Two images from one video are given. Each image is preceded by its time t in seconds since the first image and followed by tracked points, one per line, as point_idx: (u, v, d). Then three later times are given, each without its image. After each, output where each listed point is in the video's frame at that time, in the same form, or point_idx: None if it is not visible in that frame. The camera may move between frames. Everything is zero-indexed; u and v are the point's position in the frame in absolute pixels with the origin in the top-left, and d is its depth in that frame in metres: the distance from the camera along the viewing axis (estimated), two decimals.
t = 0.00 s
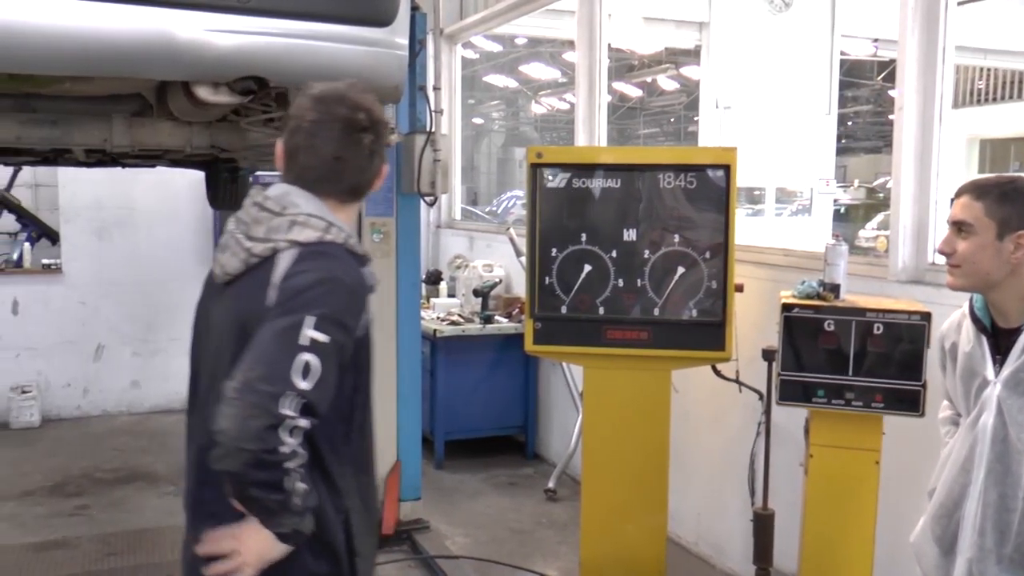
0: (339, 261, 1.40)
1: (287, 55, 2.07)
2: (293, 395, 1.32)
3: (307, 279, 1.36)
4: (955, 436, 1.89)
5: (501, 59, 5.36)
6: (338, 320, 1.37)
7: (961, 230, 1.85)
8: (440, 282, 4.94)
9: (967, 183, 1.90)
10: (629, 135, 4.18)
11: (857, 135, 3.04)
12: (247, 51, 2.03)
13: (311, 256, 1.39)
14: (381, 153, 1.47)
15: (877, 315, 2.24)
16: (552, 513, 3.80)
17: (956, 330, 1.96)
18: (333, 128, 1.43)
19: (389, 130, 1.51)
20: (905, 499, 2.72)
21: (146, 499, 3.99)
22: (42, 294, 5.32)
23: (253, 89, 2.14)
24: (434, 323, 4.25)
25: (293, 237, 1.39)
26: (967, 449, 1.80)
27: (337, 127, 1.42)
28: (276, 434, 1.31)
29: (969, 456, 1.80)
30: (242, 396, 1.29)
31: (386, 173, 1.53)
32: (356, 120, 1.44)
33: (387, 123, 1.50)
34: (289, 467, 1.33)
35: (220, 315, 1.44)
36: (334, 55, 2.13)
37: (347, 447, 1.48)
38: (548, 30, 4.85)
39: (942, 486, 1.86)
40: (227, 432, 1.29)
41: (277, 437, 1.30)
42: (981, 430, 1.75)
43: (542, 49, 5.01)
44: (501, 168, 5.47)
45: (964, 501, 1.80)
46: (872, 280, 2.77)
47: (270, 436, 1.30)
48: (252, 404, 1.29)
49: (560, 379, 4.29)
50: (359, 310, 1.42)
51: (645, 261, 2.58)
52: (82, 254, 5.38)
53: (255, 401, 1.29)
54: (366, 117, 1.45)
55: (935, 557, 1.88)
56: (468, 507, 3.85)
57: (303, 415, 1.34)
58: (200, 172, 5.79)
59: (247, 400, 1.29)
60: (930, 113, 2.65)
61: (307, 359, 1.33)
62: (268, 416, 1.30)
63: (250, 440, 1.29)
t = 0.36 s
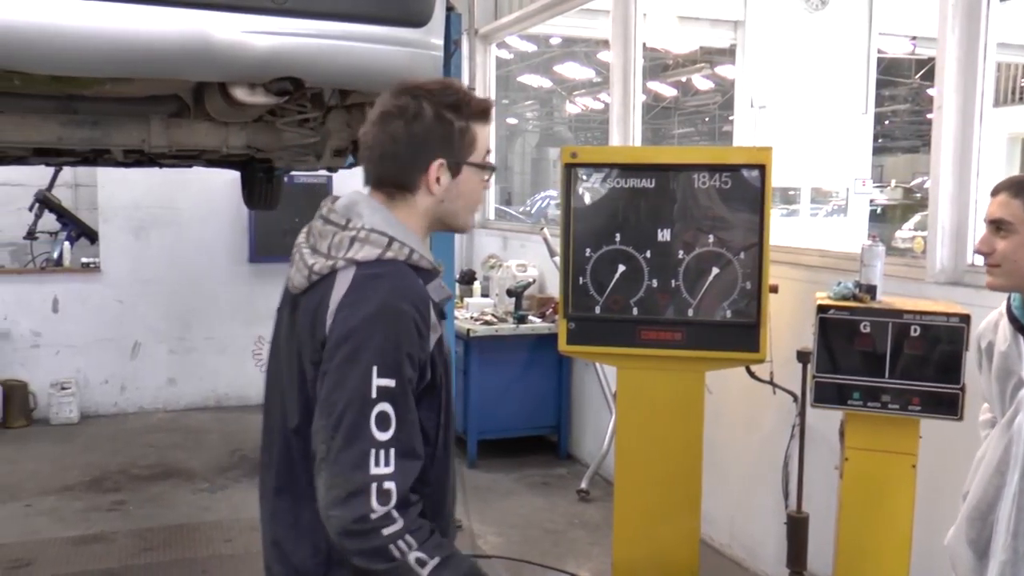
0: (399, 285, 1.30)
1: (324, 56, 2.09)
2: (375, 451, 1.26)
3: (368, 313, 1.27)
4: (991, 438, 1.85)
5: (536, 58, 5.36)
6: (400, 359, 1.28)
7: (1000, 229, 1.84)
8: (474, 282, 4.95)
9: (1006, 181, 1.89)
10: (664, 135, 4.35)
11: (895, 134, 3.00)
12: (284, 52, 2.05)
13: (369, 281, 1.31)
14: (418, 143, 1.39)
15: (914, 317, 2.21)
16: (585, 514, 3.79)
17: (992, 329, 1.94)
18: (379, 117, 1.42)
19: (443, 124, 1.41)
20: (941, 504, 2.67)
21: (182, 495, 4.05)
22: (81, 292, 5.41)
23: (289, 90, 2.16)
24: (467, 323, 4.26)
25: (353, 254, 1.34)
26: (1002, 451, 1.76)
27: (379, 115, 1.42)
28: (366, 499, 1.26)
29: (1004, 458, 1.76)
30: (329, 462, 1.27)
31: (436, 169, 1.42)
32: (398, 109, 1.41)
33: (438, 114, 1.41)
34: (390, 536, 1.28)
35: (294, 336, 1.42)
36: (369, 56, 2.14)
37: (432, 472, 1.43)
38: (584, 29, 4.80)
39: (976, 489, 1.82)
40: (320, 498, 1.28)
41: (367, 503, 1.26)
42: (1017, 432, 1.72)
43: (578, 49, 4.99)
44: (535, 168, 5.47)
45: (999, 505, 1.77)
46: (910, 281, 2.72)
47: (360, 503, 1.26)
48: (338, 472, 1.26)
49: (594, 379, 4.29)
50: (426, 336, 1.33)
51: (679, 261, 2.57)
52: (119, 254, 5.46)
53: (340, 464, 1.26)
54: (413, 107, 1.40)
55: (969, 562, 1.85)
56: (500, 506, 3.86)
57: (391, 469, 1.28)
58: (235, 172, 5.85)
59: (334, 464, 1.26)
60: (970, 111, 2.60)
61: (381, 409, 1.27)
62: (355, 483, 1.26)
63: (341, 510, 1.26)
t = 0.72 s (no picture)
0: (404, 285, 1.31)
1: (348, 56, 2.10)
2: (391, 443, 1.24)
3: (371, 311, 1.29)
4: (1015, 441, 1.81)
5: (560, 58, 5.32)
6: (401, 353, 1.26)
7: (1015, 232, 1.85)
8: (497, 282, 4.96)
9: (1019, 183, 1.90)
10: (687, 134, 4.33)
11: (920, 133, 2.97)
12: (308, 52, 2.06)
13: (378, 283, 1.33)
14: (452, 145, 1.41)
15: (939, 317, 2.19)
16: (607, 514, 3.79)
17: (1016, 331, 1.92)
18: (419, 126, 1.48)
19: (476, 125, 1.42)
20: (966, 506, 2.64)
21: (206, 492, 4.08)
22: (105, 292, 5.46)
23: (312, 91, 2.17)
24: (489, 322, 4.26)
25: (381, 253, 1.39)
26: None
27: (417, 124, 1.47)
28: (388, 488, 1.23)
29: None
30: (351, 458, 1.26)
31: (473, 171, 1.42)
32: (436, 114, 1.45)
33: (472, 116, 1.42)
34: (425, 522, 1.23)
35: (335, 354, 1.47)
36: (392, 56, 2.15)
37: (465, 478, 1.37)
38: (607, 29, 4.74)
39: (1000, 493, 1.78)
40: (347, 494, 1.26)
41: (392, 491, 1.23)
42: None
43: (601, 48, 4.94)
44: (557, 168, 5.46)
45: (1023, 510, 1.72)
46: (936, 282, 2.69)
47: (386, 492, 1.23)
48: (358, 464, 1.24)
49: (615, 379, 4.29)
50: (435, 332, 1.31)
51: (702, 262, 2.56)
52: (143, 253, 5.51)
53: (359, 455, 1.25)
54: (448, 111, 1.44)
55: (994, 567, 1.82)
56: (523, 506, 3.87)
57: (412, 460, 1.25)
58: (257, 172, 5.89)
59: (355, 457, 1.26)
60: (998, 110, 2.56)
61: (393, 402, 1.25)
62: (375, 473, 1.23)
63: (366, 500, 1.23)
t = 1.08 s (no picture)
0: (416, 267, 1.43)
1: (355, 57, 2.10)
2: (384, 409, 1.39)
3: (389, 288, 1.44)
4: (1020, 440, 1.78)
5: (567, 58, 5.31)
6: (399, 330, 1.39)
7: None
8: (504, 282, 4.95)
9: None
10: (695, 135, 4.21)
11: (928, 133, 2.96)
12: (315, 52, 2.06)
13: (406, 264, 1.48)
14: (498, 135, 1.51)
15: (947, 317, 2.18)
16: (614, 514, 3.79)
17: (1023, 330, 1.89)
18: (468, 127, 1.59)
19: (521, 117, 1.52)
20: (974, 507, 2.63)
21: (213, 492, 4.09)
22: (113, 291, 5.48)
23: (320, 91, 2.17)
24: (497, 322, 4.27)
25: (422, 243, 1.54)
26: None
27: (467, 125, 1.59)
28: (377, 451, 1.39)
29: None
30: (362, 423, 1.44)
31: (519, 159, 1.50)
32: (483, 113, 1.56)
33: (516, 108, 1.52)
34: (402, 489, 1.36)
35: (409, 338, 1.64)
36: (399, 56, 2.15)
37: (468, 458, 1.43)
38: (613, 28, 4.82)
39: (1005, 492, 1.75)
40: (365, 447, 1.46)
41: (380, 452, 1.38)
42: None
43: (609, 48, 4.98)
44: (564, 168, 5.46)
45: None
46: (944, 282, 2.69)
47: (377, 452, 1.39)
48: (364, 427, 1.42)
49: (622, 380, 4.29)
50: (434, 311, 1.41)
51: (710, 262, 2.56)
52: (151, 253, 5.53)
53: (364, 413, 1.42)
54: (494, 108, 1.54)
55: (998, 564, 1.79)
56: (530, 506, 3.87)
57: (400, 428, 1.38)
58: (265, 172, 5.91)
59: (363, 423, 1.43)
60: (1007, 110, 2.55)
61: (390, 372, 1.39)
62: (370, 435, 1.40)
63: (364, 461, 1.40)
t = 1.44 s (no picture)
0: (441, 239, 1.44)
1: (355, 55, 2.10)
2: (326, 312, 1.37)
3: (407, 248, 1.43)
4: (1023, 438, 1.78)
5: (569, 58, 5.32)
6: (400, 276, 1.37)
7: None
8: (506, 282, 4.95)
9: None
10: (697, 134, 4.29)
11: (930, 132, 2.95)
12: (315, 52, 2.06)
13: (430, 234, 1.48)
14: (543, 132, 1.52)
15: (949, 317, 2.18)
16: (616, 514, 3.79)
17: None
18: (508, 123, 1.60)
19: (566, 117, 1.54)
20: (977, 507, 2.62)
21: (215, 492, 4.09)
22: (114, 291, 5.48)
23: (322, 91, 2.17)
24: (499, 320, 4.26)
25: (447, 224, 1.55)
26: None
27: (507, 121, 1.60)
28: (298, 339, 1.38)
29: None
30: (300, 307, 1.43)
31: (563, 157, 1.52)
32: (526, 110, 1.58)
33: (561, 108, 1.55)
34: (302, 379, 1.36)
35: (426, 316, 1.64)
36: (401, 56, 2.15)
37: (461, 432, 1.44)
38: (616, 29, 4.84)
39: (1007, 490, 1.74)
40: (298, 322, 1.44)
41: (300, 338, 1.37)
42: None
43: (610, 49, 5.04)
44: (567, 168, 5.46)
45: None
46: (946, 282, 2.68)
47: (297, 337, 1.38)
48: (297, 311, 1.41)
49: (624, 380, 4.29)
50: (451, 285, 1.40)
51: (712, 262, 2.56)
52: (153, 253, 5.53)
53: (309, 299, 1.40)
54: (540, 106, 1.56)
55: (1000, 564, 1.77)
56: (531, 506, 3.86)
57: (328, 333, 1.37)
58: (267, 171, 5.91)
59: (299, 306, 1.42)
60: (1009, 110, 2.55)
61: (353, 291, 1.37)
62: (300, 325, 1.38)
63: (279, 331, 1.40)
